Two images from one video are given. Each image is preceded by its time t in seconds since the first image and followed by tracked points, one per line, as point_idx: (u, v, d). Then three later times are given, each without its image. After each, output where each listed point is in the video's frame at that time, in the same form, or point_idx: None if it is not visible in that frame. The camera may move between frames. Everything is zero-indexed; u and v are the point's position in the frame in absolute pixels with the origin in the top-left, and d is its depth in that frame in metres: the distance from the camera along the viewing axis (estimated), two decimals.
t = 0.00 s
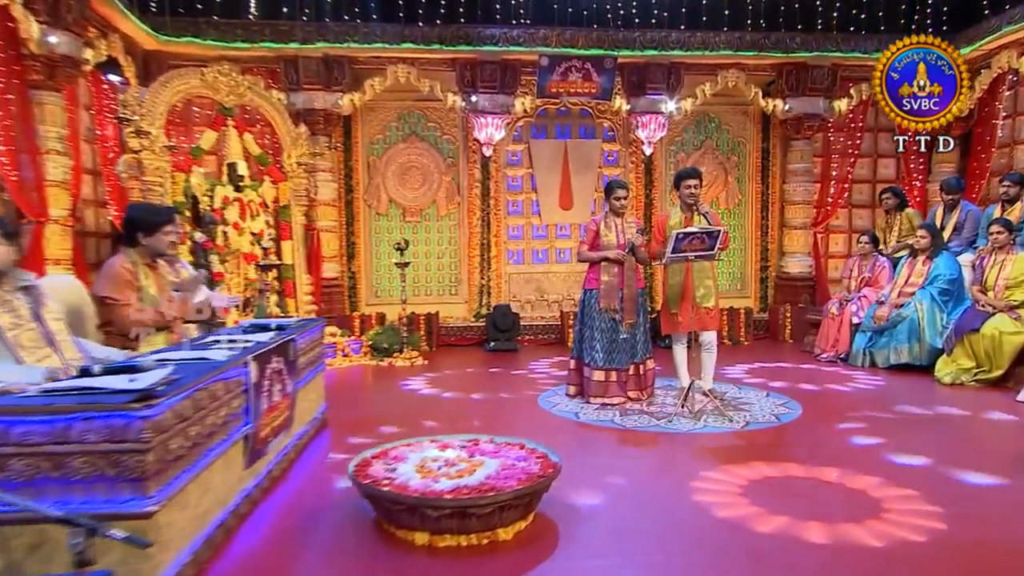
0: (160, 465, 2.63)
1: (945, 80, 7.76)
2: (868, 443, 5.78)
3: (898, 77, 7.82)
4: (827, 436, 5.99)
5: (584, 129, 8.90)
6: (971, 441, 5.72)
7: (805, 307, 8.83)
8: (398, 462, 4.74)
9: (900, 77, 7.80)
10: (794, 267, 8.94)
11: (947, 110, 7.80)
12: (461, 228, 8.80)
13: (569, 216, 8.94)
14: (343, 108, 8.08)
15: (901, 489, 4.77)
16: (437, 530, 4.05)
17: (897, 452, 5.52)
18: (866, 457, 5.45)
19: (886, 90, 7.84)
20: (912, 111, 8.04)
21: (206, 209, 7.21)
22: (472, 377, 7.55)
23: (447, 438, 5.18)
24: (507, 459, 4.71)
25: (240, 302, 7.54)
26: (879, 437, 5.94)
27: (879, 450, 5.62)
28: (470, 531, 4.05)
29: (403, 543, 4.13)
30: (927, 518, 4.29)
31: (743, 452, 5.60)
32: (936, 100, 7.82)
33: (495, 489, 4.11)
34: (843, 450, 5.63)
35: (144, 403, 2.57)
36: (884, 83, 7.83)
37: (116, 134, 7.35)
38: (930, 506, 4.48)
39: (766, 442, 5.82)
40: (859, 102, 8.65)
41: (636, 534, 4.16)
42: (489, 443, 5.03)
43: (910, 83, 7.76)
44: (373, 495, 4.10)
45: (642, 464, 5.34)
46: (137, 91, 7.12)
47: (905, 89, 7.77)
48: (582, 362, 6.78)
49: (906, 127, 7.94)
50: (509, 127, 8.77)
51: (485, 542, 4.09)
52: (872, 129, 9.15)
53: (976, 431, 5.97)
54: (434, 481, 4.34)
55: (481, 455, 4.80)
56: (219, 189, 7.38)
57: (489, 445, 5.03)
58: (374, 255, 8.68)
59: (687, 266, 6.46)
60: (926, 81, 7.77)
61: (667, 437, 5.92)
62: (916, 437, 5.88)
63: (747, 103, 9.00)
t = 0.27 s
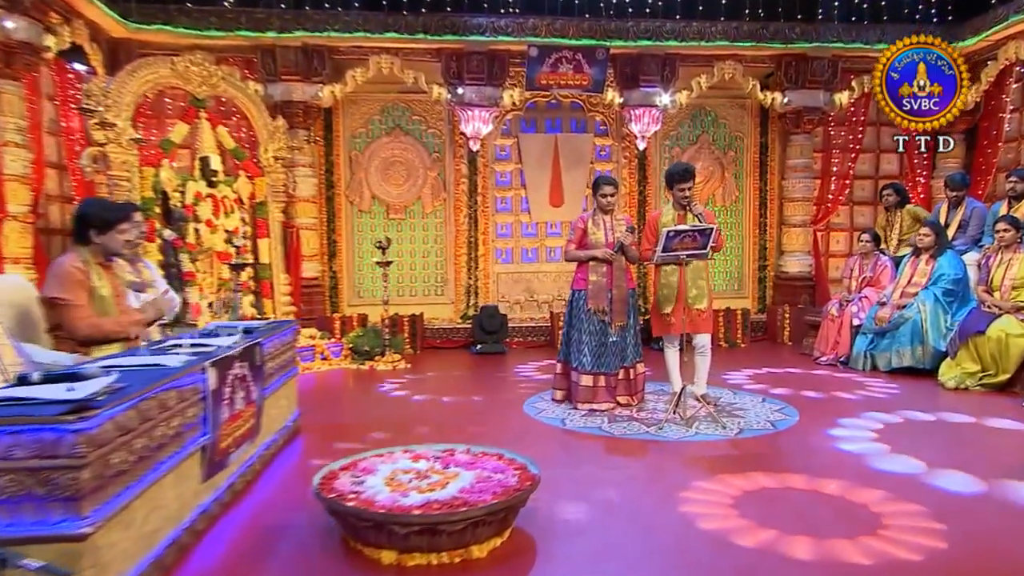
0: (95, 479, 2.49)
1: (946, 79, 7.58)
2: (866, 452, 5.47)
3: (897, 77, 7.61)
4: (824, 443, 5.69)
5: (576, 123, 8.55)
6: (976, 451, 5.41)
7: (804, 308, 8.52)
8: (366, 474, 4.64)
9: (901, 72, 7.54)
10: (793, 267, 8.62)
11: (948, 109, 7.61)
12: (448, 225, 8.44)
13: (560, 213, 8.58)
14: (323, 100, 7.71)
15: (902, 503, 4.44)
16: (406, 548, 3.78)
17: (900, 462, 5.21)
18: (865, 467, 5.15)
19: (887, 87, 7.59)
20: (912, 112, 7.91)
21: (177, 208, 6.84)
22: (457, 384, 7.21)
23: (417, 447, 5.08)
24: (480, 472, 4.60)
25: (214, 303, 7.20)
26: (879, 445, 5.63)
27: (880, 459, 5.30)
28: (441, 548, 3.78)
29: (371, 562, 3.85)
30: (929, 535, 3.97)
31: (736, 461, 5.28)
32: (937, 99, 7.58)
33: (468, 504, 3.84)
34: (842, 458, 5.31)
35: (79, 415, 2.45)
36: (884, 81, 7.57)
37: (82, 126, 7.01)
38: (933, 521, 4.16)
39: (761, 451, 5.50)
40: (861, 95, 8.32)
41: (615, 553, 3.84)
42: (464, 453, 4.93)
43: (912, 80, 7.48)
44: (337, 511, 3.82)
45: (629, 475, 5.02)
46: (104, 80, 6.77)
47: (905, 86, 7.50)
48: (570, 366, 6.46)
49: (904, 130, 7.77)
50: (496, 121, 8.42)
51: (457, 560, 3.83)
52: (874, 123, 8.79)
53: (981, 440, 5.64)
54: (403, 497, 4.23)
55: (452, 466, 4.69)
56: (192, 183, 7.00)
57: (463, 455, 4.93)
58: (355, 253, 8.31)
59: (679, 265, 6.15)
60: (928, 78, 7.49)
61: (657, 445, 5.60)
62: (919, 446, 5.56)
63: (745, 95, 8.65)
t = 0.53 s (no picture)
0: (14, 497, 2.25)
1: (945, 78, 7.37)
2: (870, 460, 5.17)
3: (897, 77, 7.47)
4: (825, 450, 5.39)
5: (570, 117, 8.24)
6: (986, 459, 5.10)
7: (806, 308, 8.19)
8: (340, 484, 4.40)
9: (900, 73, 7.35)
10: (795, 267, 8.29)
11: (952, 103, 7.31)
12: (438, 223, 8.13)
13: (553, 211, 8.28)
14: (307, 92, 7.41)
15: (906, 516, 4.14)
16: (378, 567, 3.47)
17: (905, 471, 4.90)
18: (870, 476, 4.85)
19: (884, 90, 7.46)
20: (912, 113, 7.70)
21: (150, 205, 6.59)
22: (444, 388, 6.92)
23: (395, 455, 4.85)
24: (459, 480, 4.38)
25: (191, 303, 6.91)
26: (884, 453, 5.33)
27: (884, 467, 5.00)
28: (418, 566, 3.48)
29: None
30: (935, 551, 3.66)
31: (731, 470, 4.98)
32: (935, 100, 7.37)
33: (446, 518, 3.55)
34: (844, 467, 5.01)
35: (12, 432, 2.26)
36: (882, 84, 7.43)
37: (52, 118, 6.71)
38: (939, 537, 3.85)
39: (759, 459, 5.21)
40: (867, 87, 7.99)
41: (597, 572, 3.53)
42: (445, 462, 4.70)
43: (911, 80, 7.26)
44: (306, 526, 3.52)
45: (618, 485, 4.73)
46: (73, 70, 6.47)
47: (905, 86, 7.27)
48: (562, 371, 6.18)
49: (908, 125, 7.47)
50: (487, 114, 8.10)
51: None
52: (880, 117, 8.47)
53: (992, 448, 5.33)
54: (376, 510, 3.98)
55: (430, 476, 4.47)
56: (167, 179, 6.68)
57: (444, 464, 4.69)
58: (341, 252, 8.00)
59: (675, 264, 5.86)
60: (927, 78, 7.26)
61: (649, 453, 5.31)
62: (926, 454, 5.26)
63: (746, 88, 8.34)
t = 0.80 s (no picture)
0: None
1: (946, 81, 7.09)
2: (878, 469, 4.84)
3: (896, 79, 7.15)
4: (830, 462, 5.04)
5: (564, 109, 7.88)
6: (1001, 469, 4.76)
7: (812, 309, 7.82)
8: (307, 500, 4.08)
9: (902, 74, 7.06)
10: (799, 266, 7.91)
11: (951, 103, 7.12)
12: (427, 220, 7.76)
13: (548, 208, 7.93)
14: (287, 83, 7.05)
15: (915, 534, 3.79)
16: None
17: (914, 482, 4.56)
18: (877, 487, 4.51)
19: (887, 89, 7.16)
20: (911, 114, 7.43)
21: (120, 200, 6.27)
22: (428, 393, 6.56)
23: (369, 467, 4.52)
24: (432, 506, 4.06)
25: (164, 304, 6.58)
26: (892, 461, 4.99)
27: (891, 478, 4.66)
28: None
29: None
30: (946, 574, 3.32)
31: (727, 481, 4.65)
32: (935, 101, 7.19)
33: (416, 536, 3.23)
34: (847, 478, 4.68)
35: None
36: (882, 87, 7.09)
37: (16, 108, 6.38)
38: (951, 557, 3.51)
39: (758, 469, 4.87)
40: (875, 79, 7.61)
41: None
42: (422, 474, 4.36)
43: (911, 83, 7.00)
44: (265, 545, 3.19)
45: (605, 497, 4.40)
46: (37, 57, 6.14)
47: (905, 89, 7.05)
48: (553, 375, 5.84)
49: (908, 125, 7.23)
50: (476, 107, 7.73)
51: None
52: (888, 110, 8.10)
53: (1007, 458, 4.98)
54: (342, 528, 3.66)
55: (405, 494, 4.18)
56: (139, 173, 6.41)
57: (420, 476, 4.37)
58: (324, 250, 7.64)
59: (671, 264, 5.53)
60: (925, 83, 7.06)
61: (641, 463, 4.97)
62: (937, 464, 4.91)
63: (748, 79, 7.98)
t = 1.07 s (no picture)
0: None
1: (945, 79, 6.96)
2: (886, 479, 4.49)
3: (897, 77, 7.00)
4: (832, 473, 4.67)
5: (558, 100, 7.53)
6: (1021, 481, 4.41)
7: (818, 309, 7.45)
8: (269, 516, 3.74)
9: (907, 67, 6.90)
10: (804, 265, 7.54)
11: (951, 101, 6.95)
12: (414, 217, 7.40)
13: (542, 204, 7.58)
14: (266, 72, 6.69)
15: (928, 554, 3.44)
16: None
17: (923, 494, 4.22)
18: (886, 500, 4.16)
19: (888, 86, 6.99)
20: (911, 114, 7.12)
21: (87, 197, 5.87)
22: (410, 398, 6.21)
23: (340, 481, 4.19)
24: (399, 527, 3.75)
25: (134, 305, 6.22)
26: (902, 471, 4.65)
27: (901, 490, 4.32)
28: None
29: None
30: None
31: (724, 494, 4.30)
32: (935, 100, 7.04)
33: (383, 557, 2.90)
34: (852, 490, 4.33)
35: None
36: (882, 83, 6.97)
37: None
38: None
39: (756, 480, 4.54)
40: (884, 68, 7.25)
41: None
42: (395, 488, 4.03)
43: (914, 77, 6.85)
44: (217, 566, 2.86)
45: (594, 512, 4.06)
46: None
47: (909, 83, 6.92)
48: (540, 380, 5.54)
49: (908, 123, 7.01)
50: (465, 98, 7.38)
51: None
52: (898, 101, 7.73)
53: None
54: (304, 548, 3.32)
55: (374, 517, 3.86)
56: (107, 167, 6.05)
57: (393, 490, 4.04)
58: (305, 249, 7.27)
59: (668, 263, 5.20)
60: (927, 78, 6.93)
61: (632, 475, 4.64)
62: (946, 473, 4.58)
63: (751, 70, 7.61)
